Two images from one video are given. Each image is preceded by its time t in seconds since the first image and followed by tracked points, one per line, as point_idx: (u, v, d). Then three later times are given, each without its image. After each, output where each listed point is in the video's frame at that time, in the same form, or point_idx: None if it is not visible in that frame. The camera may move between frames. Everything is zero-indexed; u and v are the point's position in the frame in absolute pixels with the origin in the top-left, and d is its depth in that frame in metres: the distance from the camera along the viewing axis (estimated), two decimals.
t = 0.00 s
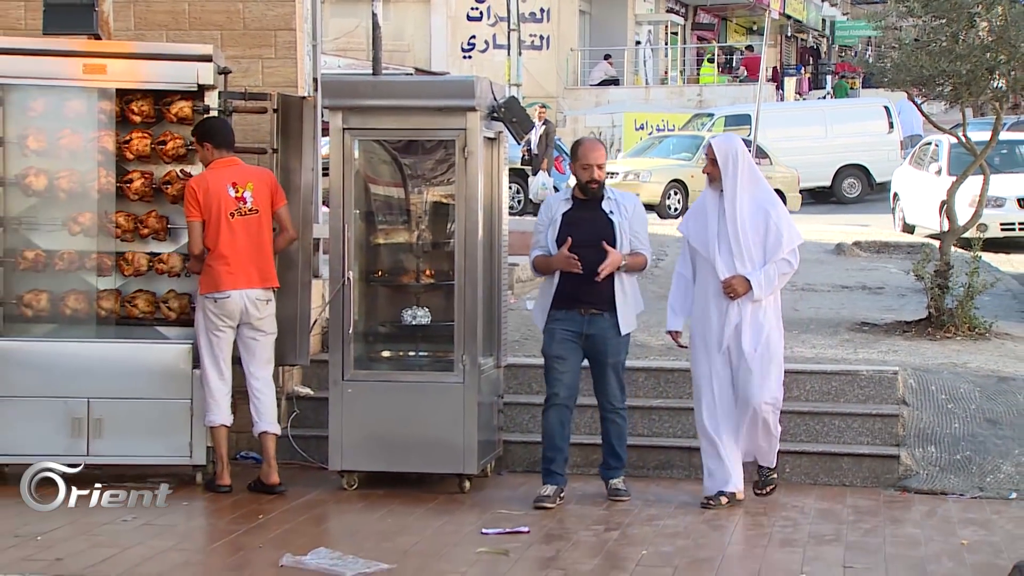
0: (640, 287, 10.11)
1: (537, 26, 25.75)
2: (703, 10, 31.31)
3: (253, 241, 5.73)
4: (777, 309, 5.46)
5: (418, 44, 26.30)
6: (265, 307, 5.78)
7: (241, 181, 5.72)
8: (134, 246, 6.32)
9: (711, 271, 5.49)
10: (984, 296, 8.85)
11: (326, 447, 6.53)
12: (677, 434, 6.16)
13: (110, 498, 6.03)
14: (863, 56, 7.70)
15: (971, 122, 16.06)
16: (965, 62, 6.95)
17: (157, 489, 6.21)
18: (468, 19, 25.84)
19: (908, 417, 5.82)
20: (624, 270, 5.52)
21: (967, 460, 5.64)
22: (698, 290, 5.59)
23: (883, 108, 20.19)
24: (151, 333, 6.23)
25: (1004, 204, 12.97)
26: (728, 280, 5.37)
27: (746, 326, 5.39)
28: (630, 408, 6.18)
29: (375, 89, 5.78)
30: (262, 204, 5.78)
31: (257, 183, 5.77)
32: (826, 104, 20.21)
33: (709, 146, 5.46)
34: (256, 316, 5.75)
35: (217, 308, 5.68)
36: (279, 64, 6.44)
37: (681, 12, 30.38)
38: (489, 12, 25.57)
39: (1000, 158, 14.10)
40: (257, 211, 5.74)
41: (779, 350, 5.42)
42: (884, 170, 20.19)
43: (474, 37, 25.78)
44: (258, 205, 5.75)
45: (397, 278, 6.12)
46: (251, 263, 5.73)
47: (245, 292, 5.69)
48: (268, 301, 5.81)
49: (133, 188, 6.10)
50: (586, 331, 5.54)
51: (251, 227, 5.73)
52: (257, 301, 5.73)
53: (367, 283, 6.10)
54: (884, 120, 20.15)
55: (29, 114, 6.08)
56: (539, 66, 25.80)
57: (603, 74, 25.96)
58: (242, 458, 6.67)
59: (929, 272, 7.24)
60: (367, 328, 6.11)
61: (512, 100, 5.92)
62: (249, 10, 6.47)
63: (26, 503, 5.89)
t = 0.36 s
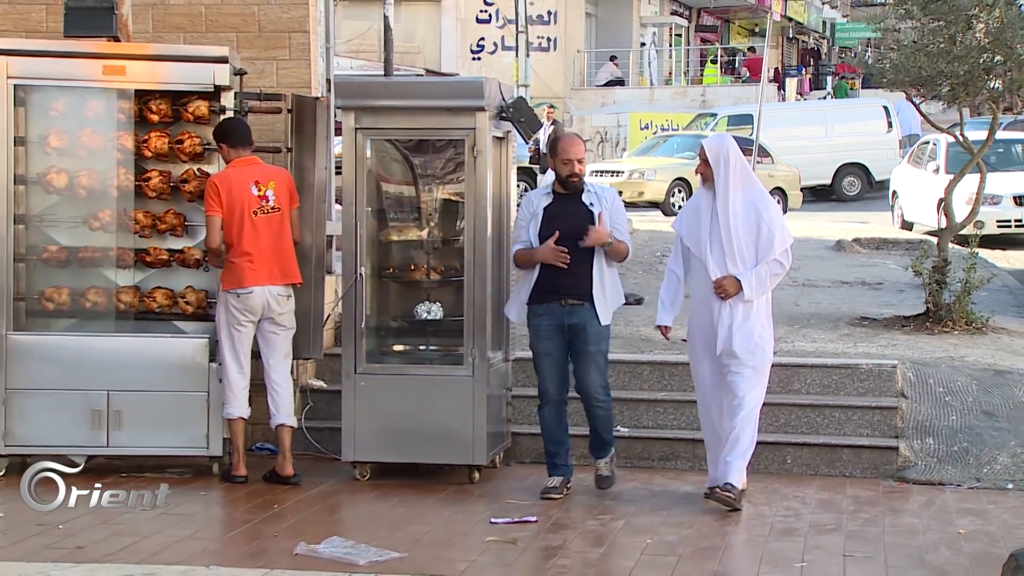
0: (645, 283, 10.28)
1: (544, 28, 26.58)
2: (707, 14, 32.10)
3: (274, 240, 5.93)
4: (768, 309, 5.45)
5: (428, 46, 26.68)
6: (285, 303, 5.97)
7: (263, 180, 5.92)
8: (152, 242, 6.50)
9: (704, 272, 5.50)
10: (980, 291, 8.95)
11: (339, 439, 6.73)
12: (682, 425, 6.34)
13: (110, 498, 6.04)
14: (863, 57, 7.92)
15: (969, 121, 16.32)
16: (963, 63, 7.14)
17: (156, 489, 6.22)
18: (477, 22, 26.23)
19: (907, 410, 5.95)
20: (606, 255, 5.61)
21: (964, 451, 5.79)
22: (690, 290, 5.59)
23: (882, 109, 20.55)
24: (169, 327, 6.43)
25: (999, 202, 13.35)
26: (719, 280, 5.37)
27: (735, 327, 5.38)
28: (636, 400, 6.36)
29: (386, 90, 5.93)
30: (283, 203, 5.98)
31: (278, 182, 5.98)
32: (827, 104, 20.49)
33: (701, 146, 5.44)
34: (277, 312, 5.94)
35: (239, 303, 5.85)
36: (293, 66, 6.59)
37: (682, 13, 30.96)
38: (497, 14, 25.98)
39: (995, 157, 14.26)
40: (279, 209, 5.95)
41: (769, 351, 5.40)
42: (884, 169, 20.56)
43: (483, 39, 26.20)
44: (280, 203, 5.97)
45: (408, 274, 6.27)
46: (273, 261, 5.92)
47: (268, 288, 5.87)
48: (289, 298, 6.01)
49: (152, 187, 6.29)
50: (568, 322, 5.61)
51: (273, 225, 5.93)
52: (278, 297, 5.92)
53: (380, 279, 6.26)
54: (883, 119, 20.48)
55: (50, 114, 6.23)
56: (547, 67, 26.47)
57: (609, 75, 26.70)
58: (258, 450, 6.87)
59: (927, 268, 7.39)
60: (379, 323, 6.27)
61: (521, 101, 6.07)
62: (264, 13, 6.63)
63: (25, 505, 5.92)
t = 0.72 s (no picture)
0: (652, 281, 10.46)
1: (554, 33, 27.76)
2: (714, 18, 33.15)
3: (296, 239, 6.11)
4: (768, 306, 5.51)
5: (442, 49, 27.90)
6: (305, 302, 6.14)
7: (289, 180, 6.11)
8: (173, 241, 6.66)
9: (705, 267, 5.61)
10: (980, 289, 9.08)
11: (354, 432, 6.91)
12: (689, 419, 6.51)
13: (111, 497, 6.08)
14: (865, 60, 8.08)
15: (969, 122, 16.55)
16: (963, 66, 7.31)
17: (155, 488, 6.27)
18: (489, 26, 27.58)
19: (908, 404, 6.11)
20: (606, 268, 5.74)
21: (964, 445, 5.92)
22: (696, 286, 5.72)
23: (885, 110, 20.88)
24: (189, 323, 6.60)
25: (999, 201, 13.62)
26: (716, 274, 5.47)
27: (732, 322, 5.46)
28: (644, 395, 6.54)
29: (400, 92, 6.09)
30: (306, 205, 6.18)
31: (303, 184, 6.17)
32: (830, 105, 20.88)
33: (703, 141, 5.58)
34: (297, 311, 6.11)
35: (262, 300, 6.01)
36: (310, 69, 6.77)
37: (688, 17, 31.96)
38: (508, 19, 27.32)
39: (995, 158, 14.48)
40: (303, 209, 6.15)
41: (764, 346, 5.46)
42: (887, 169, 20.96)
43: (494, 42, 27.42)
44: (304, 204, 6.16)
45: (422, 272, 6.43)
46: (295, 261, 6.09)
47: (292, 286, 6.06)
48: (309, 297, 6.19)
49: (173, 188, 6.46)
50: (566, 325, 5.74)
51: (298, 225, 6.12)
52: (300, 295, 6.10)
53: (394, 276, 6.42)
54: (885, 120, 20.78)
55: (73, 116, 6.42)
56: (556, 69, 27.75)
57: (616, 78, 27.67)
58: (275, 443, 7.05)
59: (928, 266, 7.51)
60: (393, 320, 6.43)
61: (531, 104, 6.23)
62: (281, 17, 6.80)
63: (25, 504, 5.97)
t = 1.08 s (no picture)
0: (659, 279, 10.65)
1: (562, 36, 28.10)
2: (717, 19, 34.23)
3: (315, 239, 6.26)
4: (767, 301, 5.63)
5: (454, 53, 28.46)
6: (322, 299, 6.31)
7: (310, 181, 6.28)
8: (192, 238, 6.84)
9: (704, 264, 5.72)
10: (979, 286, 9.23)
11: (368, 426, 7.11)
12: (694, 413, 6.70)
13: (111, 497, 6.11)
14: (867, 62, 8.25)
15: (968, 122, 16.75)
16: (962, 69, 7.48)
17: (156, 488, 6.30)
18: (499, 29, 28.02)
19: (909, 398, 6.25)
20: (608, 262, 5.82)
21: (964, 438, 6.07)
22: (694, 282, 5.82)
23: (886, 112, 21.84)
24: (207, 319, 6.78)
25: (997, 200, 13.91)
26: (714, 270, 5.58)
27: (732, 317, 5.59)
28: (651, 389, 6.72)
29: (413, 94, 6.25)
30: (325, 206, 6.34)
31: (324, 185, 6.34)
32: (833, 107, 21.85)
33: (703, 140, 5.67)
34: (315, 308, 6.28)
35: (282, 297, 6.19)
36: (324, 71, 6.95)
37: (694, 20, 32.89)
38: (518, 22, 28.01)
39: (994, 158, 14.98)
40: (322, 210, 6.31)
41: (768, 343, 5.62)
42: (887, 168, 22.03)
43: (505, 45, 27.97)
44: (324, 204, 6.33)
45: (434, 270, 6.59)
46: (313, 261, 6.25)
47: (311, 285, 6.23)
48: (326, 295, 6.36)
49: (192, 187, 6.68)
50: (567, 322, 5.80)
51: (318, 224, 6.28)
52: (318, 293, 6.27)
53: (407, 274, 6.58)
54: (885, 121, 21.82)
55: (95, 117, 6.59)
56: (565, 71, 28.28)
57: (625, 80, 28.38)
58: (292, 436, 7.24)
59: (928, 264, 7.64)
60: (406, 316, 6.59)
61: (541, 105, 6.43)
62: (297, 22, 6.97)
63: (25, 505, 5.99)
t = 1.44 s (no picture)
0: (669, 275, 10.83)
1: (576, 37, 29.29)
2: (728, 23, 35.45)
3: (337, 236, 6.44)
4: (761, 300, 5.72)
5: (469, 54, 29.39)
6: (344, 295, 6.50)
7: (332, 180, 6.45)
8: (215, 234, 7.01)
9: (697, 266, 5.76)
10: (984, 282, 9.34)
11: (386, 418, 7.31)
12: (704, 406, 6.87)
13: (110, 498, 6.11)
14: (874, 62, 8.40)
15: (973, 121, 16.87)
16: (967, 69, 7.61)
17: (155, 488, 6.30)
18: (513, 32, 28.95)
19: (914, 391, 6.39)
20: (603, 260, 5.88)
21: (968, 430, 6.21)
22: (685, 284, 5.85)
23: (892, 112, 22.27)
24: (230, 314, 6.97)
25: (1001, 197, 13.96)
26: (711, 273, 5.62)
27: (730, 319, 5.66)
28: (662, 382, 6.90)
29: (430, 94, 6.41)
30: (346, 203, 6.52)
31: (345, 183, 6.52)
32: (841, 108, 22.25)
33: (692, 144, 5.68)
34: (338, 303, 6.47)
35: (306, 292, 6.37)
36: (343, 72, 7.13)
37: (704, 23, 34.20)
38: (533, 25, 28.84)
39: (998, 156, 15.11)
40: (344, 207, 6.48)
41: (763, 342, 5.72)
42: (893, 167, 22.48)
43: (520, 47, 28.92)
44: (345, 202, 6.50)
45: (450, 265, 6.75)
46: (335, 257, 6.43)
47: (334, 281, 6.41)
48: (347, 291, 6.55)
49: (214, 184, 6.82)
50: (567, 320, 5.89)
51: (339, 222, 6.46)
52: (340, 289, 6.45)
53: (423, 270, 6.73)
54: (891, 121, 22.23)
55: (121, 116, 6.78)
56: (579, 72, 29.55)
57: (636, 80, 29.34)
58: (311, 427, 7.44)
59: (933, 260, 7.77)
60: (423, 310, 6.75)
61: (554, 105, 6.63)
62: (317, 24, 7.15)
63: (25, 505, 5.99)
